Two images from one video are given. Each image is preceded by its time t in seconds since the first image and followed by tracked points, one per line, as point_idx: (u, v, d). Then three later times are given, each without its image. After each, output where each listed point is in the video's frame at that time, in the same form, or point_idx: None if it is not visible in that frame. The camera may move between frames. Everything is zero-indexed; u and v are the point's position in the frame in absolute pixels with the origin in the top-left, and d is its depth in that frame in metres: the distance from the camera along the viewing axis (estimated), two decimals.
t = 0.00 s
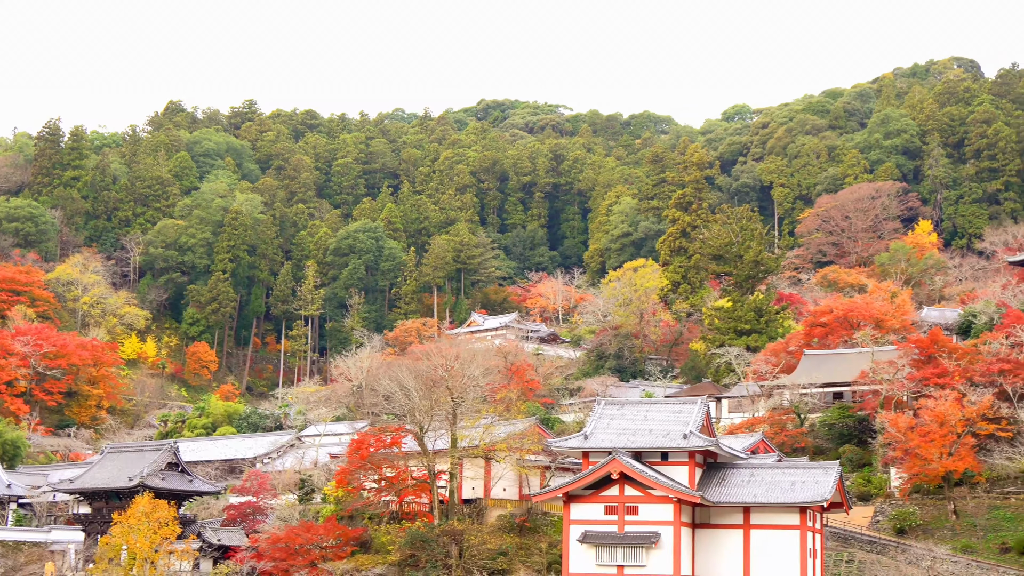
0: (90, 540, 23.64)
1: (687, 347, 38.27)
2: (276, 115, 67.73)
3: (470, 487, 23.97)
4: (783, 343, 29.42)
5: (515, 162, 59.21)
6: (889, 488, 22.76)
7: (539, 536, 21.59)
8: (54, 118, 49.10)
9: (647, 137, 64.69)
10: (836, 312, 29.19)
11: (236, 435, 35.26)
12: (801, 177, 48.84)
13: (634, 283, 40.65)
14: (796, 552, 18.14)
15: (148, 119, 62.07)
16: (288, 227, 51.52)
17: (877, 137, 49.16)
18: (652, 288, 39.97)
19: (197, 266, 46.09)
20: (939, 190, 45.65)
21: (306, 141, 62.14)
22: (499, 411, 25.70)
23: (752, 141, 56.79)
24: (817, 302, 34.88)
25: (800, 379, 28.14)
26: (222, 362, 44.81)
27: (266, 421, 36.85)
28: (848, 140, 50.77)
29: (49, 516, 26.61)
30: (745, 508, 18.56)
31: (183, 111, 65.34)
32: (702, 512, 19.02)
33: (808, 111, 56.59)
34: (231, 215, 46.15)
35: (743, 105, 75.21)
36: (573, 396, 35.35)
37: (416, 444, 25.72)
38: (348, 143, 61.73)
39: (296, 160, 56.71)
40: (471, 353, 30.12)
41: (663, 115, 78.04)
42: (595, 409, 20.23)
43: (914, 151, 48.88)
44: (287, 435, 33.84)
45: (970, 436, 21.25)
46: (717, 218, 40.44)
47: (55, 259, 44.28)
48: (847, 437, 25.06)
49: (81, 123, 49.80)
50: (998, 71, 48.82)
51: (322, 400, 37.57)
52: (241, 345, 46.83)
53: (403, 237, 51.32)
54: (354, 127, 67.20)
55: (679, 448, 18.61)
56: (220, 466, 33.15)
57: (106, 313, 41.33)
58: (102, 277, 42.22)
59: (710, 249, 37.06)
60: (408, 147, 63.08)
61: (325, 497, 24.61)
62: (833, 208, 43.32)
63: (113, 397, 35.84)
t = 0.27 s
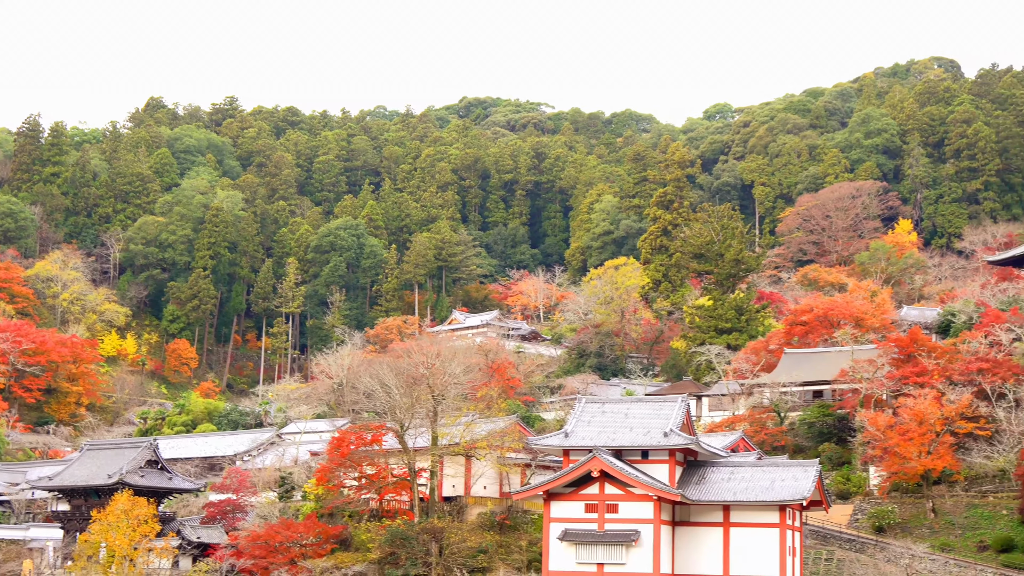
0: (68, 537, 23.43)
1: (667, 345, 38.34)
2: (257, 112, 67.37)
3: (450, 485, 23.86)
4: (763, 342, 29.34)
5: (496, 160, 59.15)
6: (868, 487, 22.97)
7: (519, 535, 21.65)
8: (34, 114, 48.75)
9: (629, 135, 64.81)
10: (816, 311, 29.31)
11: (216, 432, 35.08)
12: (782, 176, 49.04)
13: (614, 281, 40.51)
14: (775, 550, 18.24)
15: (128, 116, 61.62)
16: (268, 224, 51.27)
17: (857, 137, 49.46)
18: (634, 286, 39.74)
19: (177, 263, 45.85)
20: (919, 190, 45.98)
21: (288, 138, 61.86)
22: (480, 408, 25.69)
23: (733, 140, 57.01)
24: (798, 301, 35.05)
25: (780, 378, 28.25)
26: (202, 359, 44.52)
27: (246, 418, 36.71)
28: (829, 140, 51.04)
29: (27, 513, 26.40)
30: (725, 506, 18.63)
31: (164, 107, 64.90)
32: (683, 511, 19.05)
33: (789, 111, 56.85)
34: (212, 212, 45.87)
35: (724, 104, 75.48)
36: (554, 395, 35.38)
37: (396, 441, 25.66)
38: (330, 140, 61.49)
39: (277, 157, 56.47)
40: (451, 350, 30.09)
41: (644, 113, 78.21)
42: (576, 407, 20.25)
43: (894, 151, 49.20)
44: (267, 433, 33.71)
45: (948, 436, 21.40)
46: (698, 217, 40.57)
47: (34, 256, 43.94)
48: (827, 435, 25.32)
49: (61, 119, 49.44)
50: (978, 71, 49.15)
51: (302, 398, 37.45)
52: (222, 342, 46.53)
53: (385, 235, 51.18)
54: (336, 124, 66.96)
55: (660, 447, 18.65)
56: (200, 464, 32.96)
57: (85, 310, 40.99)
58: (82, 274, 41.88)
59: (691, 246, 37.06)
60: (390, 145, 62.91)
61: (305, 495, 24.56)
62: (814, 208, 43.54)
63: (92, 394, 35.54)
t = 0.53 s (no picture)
0: (44, 535, 23.40)
1: (645, 344, 37.98)
2: (235, 109, 66.94)
3: (429, 483, 23.62)
4: (740, 341, 29.62)
5: (474, 158, 59.11)
6: (844, 485, 23.15)
7: (496, 533, 21.67)
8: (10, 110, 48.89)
9: (607, 134, 64.91)
10: (793, 310, 29.43)
11: (193, 430, 34.86)
12: (759, 175, 49.29)
13: (592, 280, 40.76)
14: (753, 549, 18.31)
15: (104, 112, 61.09)
16: (246, 222, 50.97)
17: (834, 136, 49.79)
18: (612, 285, 40.09)
19: (154, 260, 45.51)
20: (896, 189, 46.35)
21: (265, 135, 61.51)
22: (457, 407, 25.65)
23: (711, 139, 57.24)
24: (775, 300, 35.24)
25: (757, 376, 28.32)
26: (179, 357, 44.18)
27: (223, 417, 36.51)
28: (806, 139, 51.35)
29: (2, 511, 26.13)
30: (702, 505, 18.70)
31: (141, 104, 64.40)
32: (660, 509, 19.11)
33: (766, 110, 57.14)
34: (189, 209, 45.52)
35: (702, 103, 75.79)
36: (531, 393, 35.40)
37: (374, 440, 25.56)
38: (307, 137, 61.21)
39: (254, 154, 56.15)
40: (429, 349, 30.04)
41: (623, 112, 78.38)
42: (554, 405, 20.26)
43: (871, 151, 49.53)
44: (244, 430, 33.52)
45: (924, 434, 21.55)
46: (676, 215, 40.72)
47: (10, 252, 43.50)
48: (804, 433, 25.49)
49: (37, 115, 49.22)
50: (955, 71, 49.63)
51: (280, 396, 37.44)
52: (198, 340, 46.18)
53: (362, 233, 51.00)
54: (314, 122, 66.67)
55: (637, 445, 18.70)
56: (177, 461, 32.69)
57: (62, 307, 40.59)
58: (58, 271, 41.49)
59: (668, 245, 37.41)
60: (368, 142, 62.70)
61: (283, 493, 24.45)
62: (791, 207, 43.80)
63: (68, 391, 35.09)
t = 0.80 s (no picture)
0: (22, 537, 23.17)
1: (626, 345, 38.59)
2: (216, 108, 66.58)
3: (410, 484, 23.73)
4: (721, 342, 29.71)
5: (456, 159, 59.09)
6: (824, 487, 23.27)
7: (477, 534, 21.64)
8: None
9: (588, 135, 65.00)
10: (774, 312, 29.73)
11: (174, 431, 34.64)
12: (740, 177, 49.49)
13: (574, 281, 40.85)
14: (733, 551, 18.34)
15: (85, 112, 60.64)
16: (227, 222, 50.70)
17: (815, 139, 50.06)
18: (593, 286, 40.16)
19: (134, 260, 45.21)
20: (876, 192, 46.63)
21: (247, 135, 61.21)
22: (438, 408, 25.58)
23: (692, 141, 57.44)
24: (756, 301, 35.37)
25: (739, 379, 28.34)
26: (160, 357, 43.86)
27: (203, 417, 36.30)
28: (787, 141, 51.61)
29: None
30: (682, 506, 18.74)
31: (122, 103, 63.97)
32: (640, 511, 19.14)
33: (748, 112, 57.37)
34: (169, 209, 45.21)
35: (684, 104, 76.01)
36: (512, 394, 35.39)
37: (354, 441, 25.47)
38: (289, 138, 60.96)
39: (235, 154, 55.90)
40: (410, 350, 30.01)
41: (604, 114, 78.53)
42: (535, 407, 20.25)
43: (852, 153, 49.90)
44: (224, 431, 33.30)
45: (904, 436, 21.65)
46: (657, 217, 40.83)
47: None
48: (785, 435, 25.51)
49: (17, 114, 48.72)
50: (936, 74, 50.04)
51: (260, 396, 37.21)
52: (179, 340, 45.89)
53: (344, 233, 50.83)
54: (296, 122, 66.44)
55: (618, 447, 18.70)
56: (157, 462, 32.47)
57: (41, 307, 40.19)
58: (38, 271, 41.13)
59: (650, 247, 37.02)
60: (350, 143, 62.51)
61: (263, 494, 24.34)
62: (772, 209, 43.99)
63: (48, 392, 34.82)
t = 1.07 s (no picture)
0: (4, 539, 22.92)
1: (610, 348, 38.54)
2: (199, 111, 66.29)
3: (393, 487, 23.81)
4: (704, 345, 30.06)
5: (440, 162, 59.13)
6: (807, 490, 23.37)
7: (460, 537, 21.54)
8: None
9: (572, 138, 65.11)
10: (757, 315, 29.66)
11: (156, 433, 34.44)
12: (724, 181, 49.67)
13: (557, 284, 40.38)
14: (717, 553, 18.36)
15: (67, 114, 60.25)
16: (210, 224, 50.43)
17: (798, 142, 50.31)
18: (576, 289, 39.75)
19: (117, 262, 44.94)
20: (859, 195, 46.90)
21: (230, 138, 60.95)
22: (422, 410, 25.48)
23: (676, 145, 57.63)
24: (739, 304, 35.50)
25: (722, 382, 28.42)
26: (142, 359, 43.58)
27: (186, 419, 36.15)
28: (770, 144, 51.83)
29: None
30: (665, 509, 18.77)
31: (105, 105, 63.57)
32: (623, 513, 19.22)
33: (731, 115, 57.62)
34: (152, 211, 44.94)
35: (667, 108, 76.26)
36: (496, 397, 35.38)
37: (337, 443, 25.40)
38: (272, 140, 60.74)
39: (219, 156, 55.66)
40: (393, 352, 29.92)
41: (588, 117, 78.70)
42: (518, 410, 20.25)
43: (835, 156, 50.22)
44: (207, 433, 33.07)
45: (886, 439, 21.74)
46: (640, 220, 40.93)
47: None
48: (767, 438, 25.71)
49: None
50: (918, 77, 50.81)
51: (243, 399, 37.04)
52: (162, 343, 45.62)
53: (327, 236, 50.67)
54: (279, 124, 66.23)
55: (601, 449, 18.72)
56: (140, 465, 32.31)
57: (23, 309, 39.81)
58: (19, 273, 40.79)
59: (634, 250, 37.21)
60: (333, 145, 62.36)
61: (246, 496, 24.15)
62: (755, 212, 44.20)
63: (30, 394, 34.48)
